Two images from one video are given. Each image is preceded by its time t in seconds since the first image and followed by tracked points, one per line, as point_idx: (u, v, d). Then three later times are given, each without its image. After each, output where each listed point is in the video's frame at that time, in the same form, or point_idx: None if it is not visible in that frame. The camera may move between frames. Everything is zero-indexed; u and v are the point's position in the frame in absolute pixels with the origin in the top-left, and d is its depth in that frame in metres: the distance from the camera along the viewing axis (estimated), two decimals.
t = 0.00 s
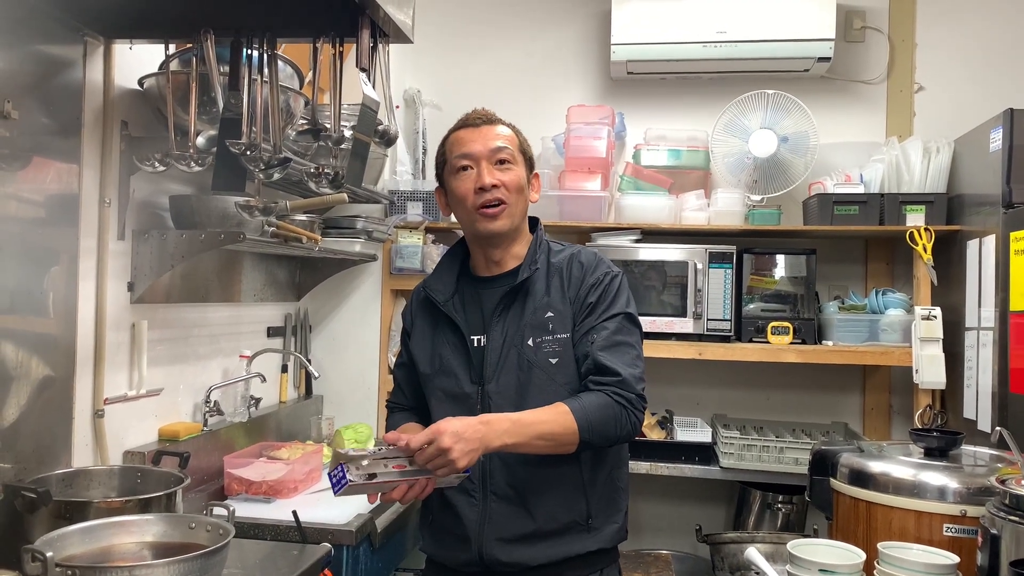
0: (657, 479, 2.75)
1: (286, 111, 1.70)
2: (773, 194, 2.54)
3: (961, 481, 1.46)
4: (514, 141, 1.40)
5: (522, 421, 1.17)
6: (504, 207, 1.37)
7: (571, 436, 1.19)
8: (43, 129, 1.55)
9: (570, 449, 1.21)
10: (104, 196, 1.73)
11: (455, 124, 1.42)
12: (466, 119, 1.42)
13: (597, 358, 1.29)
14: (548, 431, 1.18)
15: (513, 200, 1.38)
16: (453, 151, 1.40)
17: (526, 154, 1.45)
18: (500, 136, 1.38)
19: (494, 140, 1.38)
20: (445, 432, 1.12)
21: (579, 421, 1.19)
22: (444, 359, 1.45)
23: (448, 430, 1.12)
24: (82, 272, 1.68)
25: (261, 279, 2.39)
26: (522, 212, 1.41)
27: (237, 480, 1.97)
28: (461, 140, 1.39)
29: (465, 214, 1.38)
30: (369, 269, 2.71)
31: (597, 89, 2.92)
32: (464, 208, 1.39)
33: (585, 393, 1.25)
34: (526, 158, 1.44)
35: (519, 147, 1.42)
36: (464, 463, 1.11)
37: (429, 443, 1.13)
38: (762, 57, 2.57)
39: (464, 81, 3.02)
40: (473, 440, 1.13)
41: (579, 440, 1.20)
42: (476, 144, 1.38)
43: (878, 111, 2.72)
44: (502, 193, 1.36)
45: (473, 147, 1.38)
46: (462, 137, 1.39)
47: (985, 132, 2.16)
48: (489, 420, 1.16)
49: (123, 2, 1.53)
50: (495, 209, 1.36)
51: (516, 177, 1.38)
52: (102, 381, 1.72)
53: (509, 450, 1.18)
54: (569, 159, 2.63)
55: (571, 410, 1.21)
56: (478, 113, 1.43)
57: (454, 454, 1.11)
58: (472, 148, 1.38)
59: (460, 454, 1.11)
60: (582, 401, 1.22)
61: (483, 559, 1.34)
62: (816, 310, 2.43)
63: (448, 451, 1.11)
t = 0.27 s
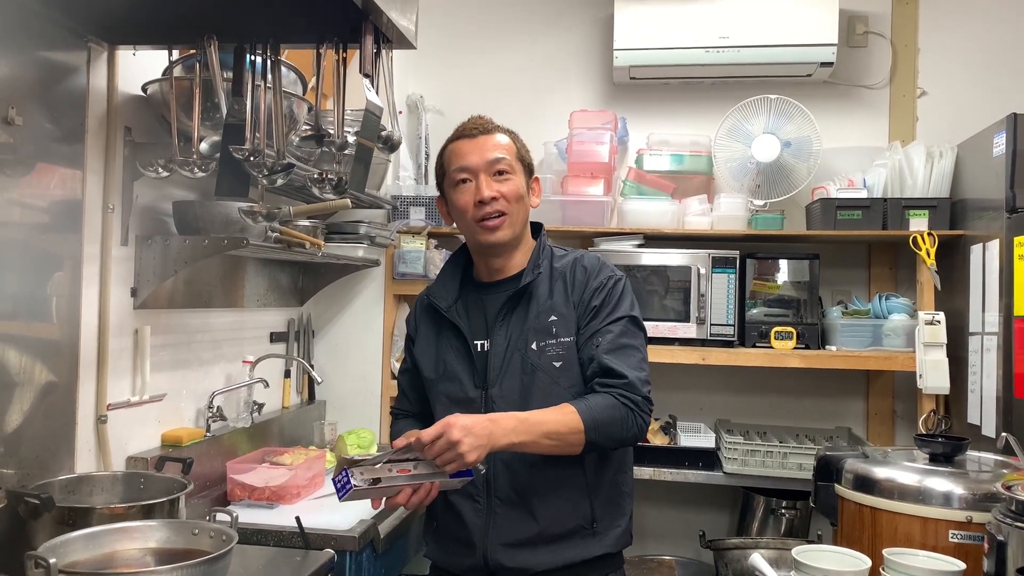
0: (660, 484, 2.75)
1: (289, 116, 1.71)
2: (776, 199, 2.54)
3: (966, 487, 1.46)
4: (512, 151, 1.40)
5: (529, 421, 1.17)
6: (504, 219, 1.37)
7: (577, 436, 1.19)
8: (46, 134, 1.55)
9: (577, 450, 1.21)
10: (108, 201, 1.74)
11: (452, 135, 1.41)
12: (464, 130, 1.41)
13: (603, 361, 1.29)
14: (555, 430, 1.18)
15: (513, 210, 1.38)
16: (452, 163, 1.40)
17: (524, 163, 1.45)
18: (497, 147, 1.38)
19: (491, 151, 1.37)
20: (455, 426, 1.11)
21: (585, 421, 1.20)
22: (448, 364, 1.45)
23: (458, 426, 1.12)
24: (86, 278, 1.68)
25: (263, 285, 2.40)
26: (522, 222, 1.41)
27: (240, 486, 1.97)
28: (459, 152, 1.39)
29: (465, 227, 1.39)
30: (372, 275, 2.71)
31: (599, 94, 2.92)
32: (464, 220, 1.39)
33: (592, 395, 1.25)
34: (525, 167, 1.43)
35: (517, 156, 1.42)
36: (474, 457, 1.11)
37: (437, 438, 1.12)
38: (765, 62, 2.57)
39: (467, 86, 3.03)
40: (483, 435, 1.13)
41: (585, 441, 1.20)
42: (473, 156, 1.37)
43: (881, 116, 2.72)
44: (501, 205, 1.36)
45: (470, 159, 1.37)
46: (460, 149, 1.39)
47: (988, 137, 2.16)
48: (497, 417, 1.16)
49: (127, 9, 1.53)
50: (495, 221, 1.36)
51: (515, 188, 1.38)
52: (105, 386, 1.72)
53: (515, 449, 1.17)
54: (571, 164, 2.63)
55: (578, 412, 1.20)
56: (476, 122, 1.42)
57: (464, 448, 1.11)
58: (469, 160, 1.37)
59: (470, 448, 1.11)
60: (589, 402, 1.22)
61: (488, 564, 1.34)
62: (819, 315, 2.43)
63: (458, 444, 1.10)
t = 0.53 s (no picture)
0: (663, 491, 2.75)
1: (293, 125, 1.71)
2: (778, 206, 2.54)
3: (969, 496, 1.45)
4: (492, 181, 1.33)
5: (561, 412, 1.17)
6: (492, 254, 1.36)
7: (603, 433, 1.19)
8: (51, 143, 1.56)
9: (599, 449, 1.21)
10: (111, 209, 1.74)
11: (433, 167, 1.36)
12: (442, 161, 1.35)
13: (622, 368, 1.28)
14: (584, 424, 1.17)
15: (500, 243, 1.36)
16: (436, 197, 1.37)
17: (511, 180, 1.38)
18: (475, 183, 1.32)
19: (469, 190, 1.32)
20: (494, 407, 1.11)
21: (612, 420, 1.19)
22: (453, 371, 1.45)
23: (497, 407, 1.11)
24: (89, 285, 1.68)
25: (266, 291, 2.40)
26: (513, 248, 1.39)
27: (242, 493, 1.97)
28: (440, 190, 1.35)
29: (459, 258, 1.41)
30: (375, 282, 2.71)
31: (601, 101, 2.93)
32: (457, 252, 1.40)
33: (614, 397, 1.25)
34: (510, 189, 1.37)
35: (501, 182, 1.35)
36: (508, 440, 1.11)
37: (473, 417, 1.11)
38: (767, 69, 2.57)
39: (469, 93, 3.03)
40: (518, 420, 1.13)
41: (610, 438, 1.20)
42: (452, 196, 1.33)
43: (883, 123, 2.73)
44: (487, 242, 1.35)
45: (450, 198, 1.34)
46: (440, 185, 1.35)
47: (990, 144, 2.16)
48: (532, 404, 1.15)
49: (132, 18, 1.53)
50: (483, 257, 1.36)
51: (499, 224, 1.35)
52: (108, 394, 1.72)
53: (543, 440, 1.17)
54: (574, 171, 2.64)
55: (605, 411, 1.20)
56: (455, 150, 1.35)
57: (501, 430, 1.10)
58: (450, 200, 1.34)
59: (506, 430, 1.11)
60: (614, 402, 1.22)
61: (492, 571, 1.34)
62: (821, 322, 2.44)
63: (496, 424, 1.10)
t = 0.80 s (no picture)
0: (664, 493, 2.74)
1: (293, 126, 1.71)
2: (780, 208, 2.54)
3: (972, 497, 1.45)
4: (492, 180, 1.33)
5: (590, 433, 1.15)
6: (492, 254, 1.35)
7: (628, 448, 1.19)
8: (51, 144, 1.55)
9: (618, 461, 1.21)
10: (111, 210, 1.74)
11: (433, 167, 1.36)
12: (443, 159, 1.35)
13: (637, 375, 1.30)
14: (610, 442, 1.16)
15: (500, 243, 1.36)
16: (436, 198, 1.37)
17: (512, 180, 1.37)
18: (475, 182, 1.32)
19: (468, 188, 1.32)
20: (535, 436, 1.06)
21: (636, 432, 1.20)
22: (454, 373, 1.44)
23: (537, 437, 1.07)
24: (89, 287, 1.68)
25: (267, 293, 2.40)
26: (513, 249, 1.38)
27: (243, 495, 1.97)
28: (440, 189, 1.35)
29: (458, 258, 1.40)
30: (375, 283, 2.71)
31: (602, 102, 2.92)
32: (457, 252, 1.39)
33: (633, 407, 1.26)
34: (511, 189, 1.36)
35: (501, 181, 1.35)
36: (545, 470, 1.08)
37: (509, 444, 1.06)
38: (768, 69, 2.57)
39: (469, 94, 3.03)
40: (553, 446, 1.09)
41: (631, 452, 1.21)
42: (452, 195, 1.33)
43: (884, 124, 2.72)
44: (487, 241, 1.34)
45: (450, 197, 1.33)
46: (441, 183, 1.35)
47: (991, 145, 2.16)
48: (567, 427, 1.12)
49: (132, 19, 1.53)
50: (482, 257, 1.35)
51: (498, 223, 1.34)
52: (108, 395, 1.72)
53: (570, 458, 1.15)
54: (575, 172, 2.63)
55: (628, 420, 1.21)
56: (456, 148, 1.35)
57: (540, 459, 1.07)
58: (449, 199, 1.34)
59: (545, 462, 1.08)
60: (636, 413, 1.23)
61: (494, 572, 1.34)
62: (823, 323, 2.44)
63: (537, 459, 1.06)
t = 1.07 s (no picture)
0: (665, 492, 2.74)
1: (292, 125, 1.71)
2: (780, 206, 2.54)
3: (972, 494, 1.45)
4: (518, 155, 1.39)
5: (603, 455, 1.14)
6: (511, 223, 1.36)
7: (638, 461, 1.20)
8: (51, 144, 1.55)
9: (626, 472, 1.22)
10: (111, 210, 1.74)
11: (459, 140, 1.42)
12: (469, 136, 1.41)
13: (643, 383, 1.31)
14: (621, 461, 1.17)
15: (519, 215, 1.37)
16: (458, 169, 1.40)
17: (531, 166, 1.44)
18: (503, 152, 1.37)
19: (495, 156, 1.37)
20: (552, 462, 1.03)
21: (646, 444, 1.21)
22: (454, 373, 1.44)
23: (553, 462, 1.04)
24: (90, 287, 1.68)
25: (267, 292, 2.40)
26: (529, 226, 1.40)
27: (244, 494, 1.97)
28: (465, 156, 1.39)
29: (471, 232, 1.38)
30: (376, 283, 2.71)
31: (602, 101, 2.92)
32: (470, 226, 1.38)
33: (640, 416, 1.27)
34: (531, 172, 1.43)
35: (524, 160, 1.41)
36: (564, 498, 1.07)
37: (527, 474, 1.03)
38: (768, 68, 2.57)
39: (469, 94, 3.03)
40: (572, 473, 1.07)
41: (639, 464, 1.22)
42: (478, 160, 1.37)
43: (885, 122, 2.72)
44: (507, 208, 1.35)
45: (475, 164, 1.37)
46: (467, 153, 1.39)
47: (992, 143, 2.16)
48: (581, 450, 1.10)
49: (131, 18, 1.53)
50: (500, 224, 1.35)
51: (520, 191, 1.37)
52: (109, 395, 1.72)
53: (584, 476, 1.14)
54: (575, 171, 2.63)
55: (638, 431, 1.21)
56: (481, 128, 1.42)
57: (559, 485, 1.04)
58: (475, 164, 1.37)
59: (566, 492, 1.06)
60: (645, 423, 1.24)
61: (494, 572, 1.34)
62: (823, 322, 2.43)
63: (560, 490, 1.04)
